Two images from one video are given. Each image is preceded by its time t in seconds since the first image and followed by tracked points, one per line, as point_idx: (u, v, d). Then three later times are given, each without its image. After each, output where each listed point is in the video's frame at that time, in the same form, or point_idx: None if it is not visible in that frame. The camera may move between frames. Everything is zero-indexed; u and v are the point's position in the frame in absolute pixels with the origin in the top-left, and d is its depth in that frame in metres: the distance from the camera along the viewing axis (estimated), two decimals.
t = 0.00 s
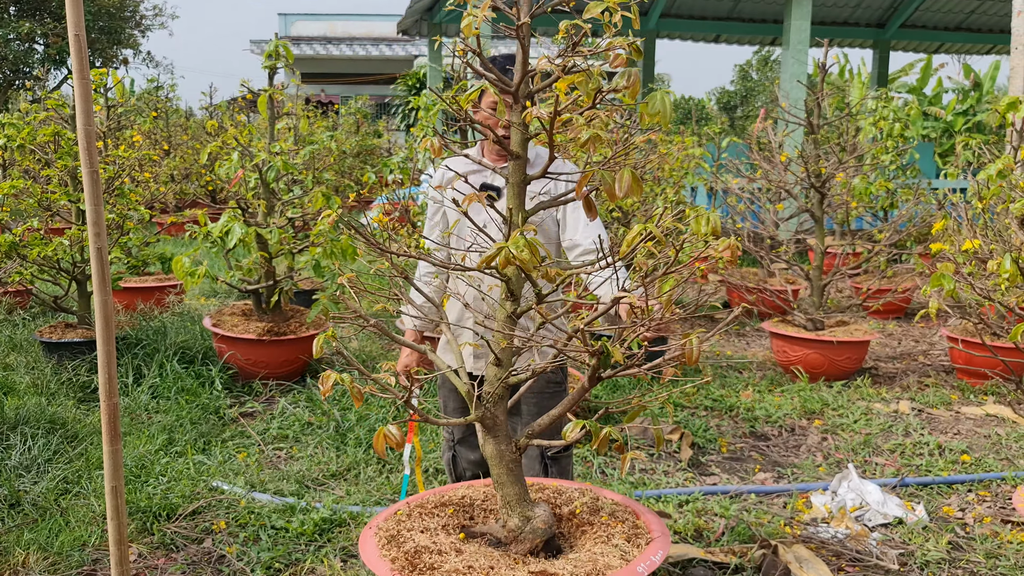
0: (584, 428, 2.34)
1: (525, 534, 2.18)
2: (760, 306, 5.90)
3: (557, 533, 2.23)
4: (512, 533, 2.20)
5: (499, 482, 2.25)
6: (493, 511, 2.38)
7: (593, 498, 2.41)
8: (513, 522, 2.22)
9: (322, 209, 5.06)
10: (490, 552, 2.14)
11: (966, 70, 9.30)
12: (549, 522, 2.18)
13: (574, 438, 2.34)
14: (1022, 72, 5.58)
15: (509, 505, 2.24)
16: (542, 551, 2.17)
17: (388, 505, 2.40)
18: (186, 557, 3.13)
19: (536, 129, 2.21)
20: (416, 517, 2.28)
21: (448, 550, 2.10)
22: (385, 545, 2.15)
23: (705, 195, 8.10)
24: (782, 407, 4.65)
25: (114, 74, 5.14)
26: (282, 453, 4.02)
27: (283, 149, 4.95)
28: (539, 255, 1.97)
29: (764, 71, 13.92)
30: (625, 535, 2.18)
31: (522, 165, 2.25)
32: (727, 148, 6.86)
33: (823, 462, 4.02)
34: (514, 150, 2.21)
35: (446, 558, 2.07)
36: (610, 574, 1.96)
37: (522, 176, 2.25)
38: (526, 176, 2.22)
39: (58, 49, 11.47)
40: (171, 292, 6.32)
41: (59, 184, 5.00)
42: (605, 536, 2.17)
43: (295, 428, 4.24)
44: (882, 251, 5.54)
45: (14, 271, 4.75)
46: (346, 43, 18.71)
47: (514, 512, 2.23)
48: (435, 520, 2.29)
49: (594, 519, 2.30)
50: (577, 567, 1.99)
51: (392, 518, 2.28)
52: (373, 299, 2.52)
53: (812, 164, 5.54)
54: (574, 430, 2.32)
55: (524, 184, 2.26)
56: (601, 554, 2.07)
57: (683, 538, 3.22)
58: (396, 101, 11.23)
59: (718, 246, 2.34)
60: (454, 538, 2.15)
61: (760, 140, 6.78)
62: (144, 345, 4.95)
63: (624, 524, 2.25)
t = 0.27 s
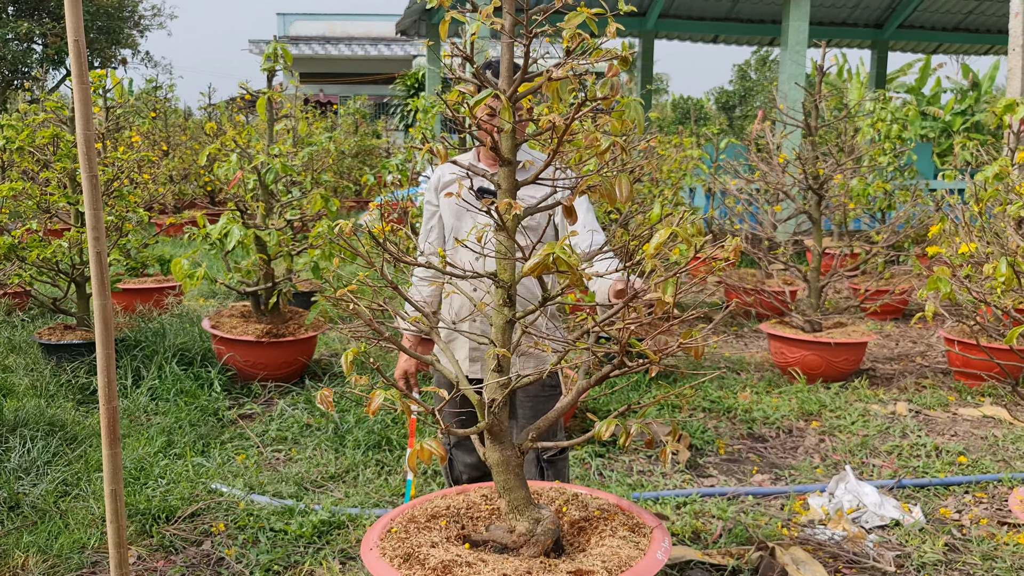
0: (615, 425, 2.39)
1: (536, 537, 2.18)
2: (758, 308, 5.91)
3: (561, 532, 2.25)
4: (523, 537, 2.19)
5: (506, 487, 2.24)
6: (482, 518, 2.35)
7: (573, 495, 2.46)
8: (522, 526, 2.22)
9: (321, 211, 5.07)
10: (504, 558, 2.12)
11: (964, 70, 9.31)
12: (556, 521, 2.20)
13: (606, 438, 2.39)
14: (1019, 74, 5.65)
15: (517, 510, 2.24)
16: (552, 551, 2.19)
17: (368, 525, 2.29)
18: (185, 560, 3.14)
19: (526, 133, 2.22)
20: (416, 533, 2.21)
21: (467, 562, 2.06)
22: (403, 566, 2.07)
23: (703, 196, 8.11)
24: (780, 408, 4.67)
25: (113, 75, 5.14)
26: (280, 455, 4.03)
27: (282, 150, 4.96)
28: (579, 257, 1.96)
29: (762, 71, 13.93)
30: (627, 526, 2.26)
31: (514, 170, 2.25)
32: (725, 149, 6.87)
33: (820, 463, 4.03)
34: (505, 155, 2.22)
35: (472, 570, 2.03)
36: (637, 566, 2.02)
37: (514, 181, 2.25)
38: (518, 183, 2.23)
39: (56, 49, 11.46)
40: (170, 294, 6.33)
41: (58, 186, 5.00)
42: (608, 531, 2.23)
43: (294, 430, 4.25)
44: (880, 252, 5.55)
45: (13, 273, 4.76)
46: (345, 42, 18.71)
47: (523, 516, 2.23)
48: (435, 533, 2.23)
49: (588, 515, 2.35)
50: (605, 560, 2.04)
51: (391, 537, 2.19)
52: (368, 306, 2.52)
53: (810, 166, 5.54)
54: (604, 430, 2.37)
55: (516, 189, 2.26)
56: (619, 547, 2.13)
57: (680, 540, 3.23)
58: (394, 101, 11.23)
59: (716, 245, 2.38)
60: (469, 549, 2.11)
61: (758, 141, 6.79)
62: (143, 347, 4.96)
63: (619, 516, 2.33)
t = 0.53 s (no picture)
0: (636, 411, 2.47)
1: (547, 531, 2.21)
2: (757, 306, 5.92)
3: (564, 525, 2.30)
4: (533, 533, 2.21)
5: (515, 485, 2.25)
6: (474, 519, 2.35)
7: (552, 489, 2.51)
8: (532, 521, 2.23)
9: (320, 209, 5.07)
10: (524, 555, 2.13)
11: (963, 69, 9.31)
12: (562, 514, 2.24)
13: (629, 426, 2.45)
14: (1017, 73, 5.62)
15: (526, 507, 2.25)
16: (561, 543, 2.23)
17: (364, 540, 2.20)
18: (184, 557, 3.14)
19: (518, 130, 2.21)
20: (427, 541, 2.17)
21: (498, 563, 2.05)
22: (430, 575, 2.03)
23: (702, 194, 8.12)
24: (779, 407, 4.68)
25: (112, 73, 5.14)
26: (280, 453, 4.03)
27: (281, 148, 4.96)
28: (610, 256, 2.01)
29: (761, 70, 13.95)
30: (622, 512, 2.35)
31: (506, 168, 2.24)
32: (724, 148, 6.87)
33: (819, 462, 4.04)
34: (498, 154, 2.20)
35: (506, 569, 2.02)
36: (653, 549, 2.12)
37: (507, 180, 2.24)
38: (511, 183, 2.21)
39: (55, 48, 11.44)
40: (169, 292, 6.33)
41: (57, 184, 5.00)
42: (605, 518, 2.31)
43: (293, 428, 4.26)
44: (878, 251, 5.55)
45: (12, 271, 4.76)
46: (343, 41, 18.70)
47: (531, 512, 2.24)
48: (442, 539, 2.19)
49: (578, 505, 2.41)
50: (626, 545, 2.12)
51: (403, 547, 2.13)
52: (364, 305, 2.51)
53: (809, 164, 5.55)
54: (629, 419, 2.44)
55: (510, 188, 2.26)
56: (628, 532, 2.22)
57: (679, 537, 3.24)
58: (393, 100, 11.23)
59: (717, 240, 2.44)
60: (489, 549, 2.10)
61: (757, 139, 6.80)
62: (142, 345, 4.96)
63: (607, 503, 2.41)
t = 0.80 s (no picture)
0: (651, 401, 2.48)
1: (556, 527, 2.23)
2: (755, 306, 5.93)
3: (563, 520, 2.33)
4: (542, 530, 2.22)
5: (523, 485, 2.24)
6: (468, 523, 2.33)
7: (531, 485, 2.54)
8: (540, 519, 2.24)
9: (318, 209, 5.07)
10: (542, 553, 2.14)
11: (961, 70, 9.32)
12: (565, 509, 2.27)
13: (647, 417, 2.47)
14: (1014, 73, 5.60)
15: (532, 505, 2.26)
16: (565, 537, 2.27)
17: (371, 558, 2.11)
18: (183, 557, 3.15)
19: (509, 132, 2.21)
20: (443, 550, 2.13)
21: (531, 562, 2.05)
22: None
23: (700, 195, 8.13)
24: (776, 407, 4.69)
25: (110, 73, 5.14)
26: (278, 453, 4.04)
27: (280, 149, 4.96)
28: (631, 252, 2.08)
29: (759, 70, 13.97)
30: (609, 501, 2.43)
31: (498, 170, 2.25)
32: (722, 148, 6.88)
33: (817, 462, 4.05)
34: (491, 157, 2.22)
35: (541, 567, 2.03)
36: (658, 531, 2.22)
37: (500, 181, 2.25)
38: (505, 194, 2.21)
39: (53, 47, 11.43)
40: (167, 292, 6.33)
41: (56, 184, 5.00)
42: (597, 509, 2.37)
43: (291, 428, 4.26)
44: (876, 251, 5.56)
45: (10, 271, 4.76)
46: (342, 41, 18.71)
47: (538, 510, 2.25)
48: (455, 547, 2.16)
49: (564, 499, 2.45)
50: (637, 531, 2.21)
51: (421, 558, 2.08)
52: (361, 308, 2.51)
53: (807, 165, 5.56)
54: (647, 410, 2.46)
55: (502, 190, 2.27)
56: (628, 519, 2.30)
57: (678, 537, 3.25)
58: (392, 100, 11.23)
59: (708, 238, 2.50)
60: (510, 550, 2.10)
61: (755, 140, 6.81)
62: (140, 345, 4.96)
63: (591, 494, 2.47)
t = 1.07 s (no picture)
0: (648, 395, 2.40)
1: (561, 522, 2.26)
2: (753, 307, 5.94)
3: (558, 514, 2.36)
4: (549, 526, 2.24)
5: (529, 482, 2.25)
6: (464, 528, 2.29)
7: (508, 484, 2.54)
8: (546, 515, 2.25)
9: (317, 209, 5.07)
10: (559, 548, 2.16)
11: (959, 70, 9.34)
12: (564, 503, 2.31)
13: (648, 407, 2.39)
14: (1012, 74, 5.61)
15: (538, 503, 2.26)
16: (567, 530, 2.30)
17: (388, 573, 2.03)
18: (181, 557, 3.15)
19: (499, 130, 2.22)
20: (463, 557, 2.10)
21: (563, 558, 2.07)
22: None
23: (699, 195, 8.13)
24: (775, 407, 4.69)
25: (108, 73, 5.14)
26: (277, 452, 4.04)
27: (278, 149, 4.96)
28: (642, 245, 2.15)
29: (758, 71, 13.99)
30: (589, 490, 2.50)
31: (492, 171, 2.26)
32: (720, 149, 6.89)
33: (815, 462, 4.05)
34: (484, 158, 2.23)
35: (573, 561, 2.06)
36: (652, 514, 2.32)
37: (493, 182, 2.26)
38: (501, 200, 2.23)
39: (52, 47, 11.41)
40: (166, 292, 6.33)
41: (54, 184, 5.00)
42: (583, 500, 2.42)
43: (290, 428, 4.26)
44: (875, 252, 5.57)
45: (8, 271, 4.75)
46: (341, 41, 18.71)
47: (544, 507, 2.26)
48: (472, 554, 2.13)
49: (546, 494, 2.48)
50: (637, 515, 2.30)
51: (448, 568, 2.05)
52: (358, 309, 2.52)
53: (805, 165, 5.56)
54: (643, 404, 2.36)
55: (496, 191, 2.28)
56: (620, 506, 2.38)
57: (676, 537, 3.25)
58: (391, 100, 11.24)
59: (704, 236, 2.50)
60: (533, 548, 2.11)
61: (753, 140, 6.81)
62: (139, 345, 4.96)
63: (570, 487, 2.52)
